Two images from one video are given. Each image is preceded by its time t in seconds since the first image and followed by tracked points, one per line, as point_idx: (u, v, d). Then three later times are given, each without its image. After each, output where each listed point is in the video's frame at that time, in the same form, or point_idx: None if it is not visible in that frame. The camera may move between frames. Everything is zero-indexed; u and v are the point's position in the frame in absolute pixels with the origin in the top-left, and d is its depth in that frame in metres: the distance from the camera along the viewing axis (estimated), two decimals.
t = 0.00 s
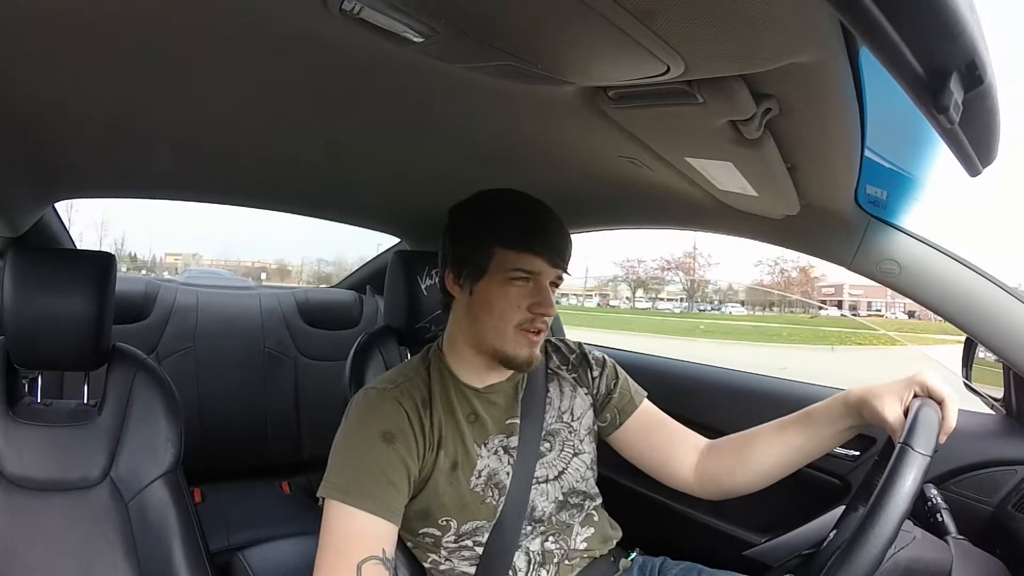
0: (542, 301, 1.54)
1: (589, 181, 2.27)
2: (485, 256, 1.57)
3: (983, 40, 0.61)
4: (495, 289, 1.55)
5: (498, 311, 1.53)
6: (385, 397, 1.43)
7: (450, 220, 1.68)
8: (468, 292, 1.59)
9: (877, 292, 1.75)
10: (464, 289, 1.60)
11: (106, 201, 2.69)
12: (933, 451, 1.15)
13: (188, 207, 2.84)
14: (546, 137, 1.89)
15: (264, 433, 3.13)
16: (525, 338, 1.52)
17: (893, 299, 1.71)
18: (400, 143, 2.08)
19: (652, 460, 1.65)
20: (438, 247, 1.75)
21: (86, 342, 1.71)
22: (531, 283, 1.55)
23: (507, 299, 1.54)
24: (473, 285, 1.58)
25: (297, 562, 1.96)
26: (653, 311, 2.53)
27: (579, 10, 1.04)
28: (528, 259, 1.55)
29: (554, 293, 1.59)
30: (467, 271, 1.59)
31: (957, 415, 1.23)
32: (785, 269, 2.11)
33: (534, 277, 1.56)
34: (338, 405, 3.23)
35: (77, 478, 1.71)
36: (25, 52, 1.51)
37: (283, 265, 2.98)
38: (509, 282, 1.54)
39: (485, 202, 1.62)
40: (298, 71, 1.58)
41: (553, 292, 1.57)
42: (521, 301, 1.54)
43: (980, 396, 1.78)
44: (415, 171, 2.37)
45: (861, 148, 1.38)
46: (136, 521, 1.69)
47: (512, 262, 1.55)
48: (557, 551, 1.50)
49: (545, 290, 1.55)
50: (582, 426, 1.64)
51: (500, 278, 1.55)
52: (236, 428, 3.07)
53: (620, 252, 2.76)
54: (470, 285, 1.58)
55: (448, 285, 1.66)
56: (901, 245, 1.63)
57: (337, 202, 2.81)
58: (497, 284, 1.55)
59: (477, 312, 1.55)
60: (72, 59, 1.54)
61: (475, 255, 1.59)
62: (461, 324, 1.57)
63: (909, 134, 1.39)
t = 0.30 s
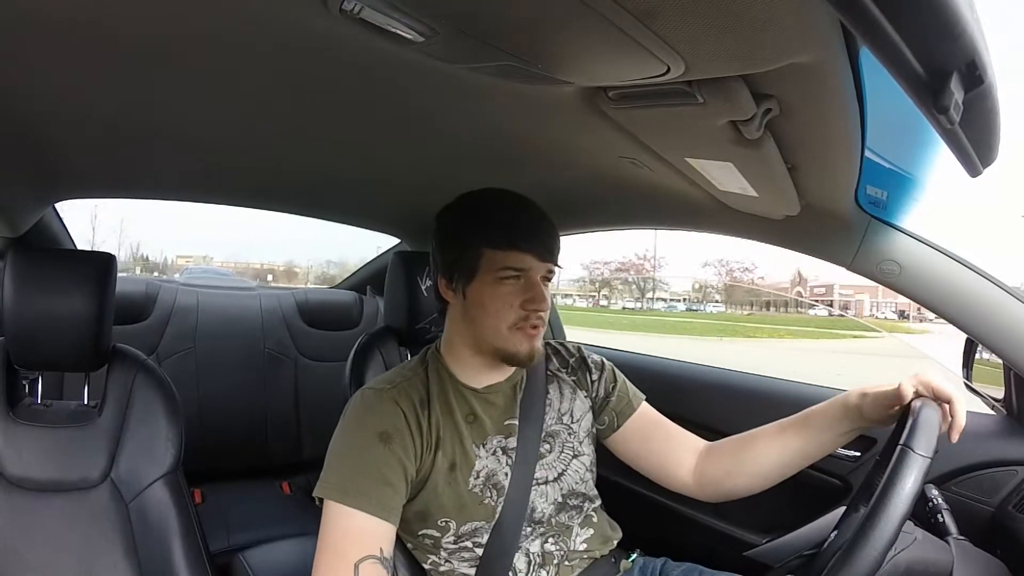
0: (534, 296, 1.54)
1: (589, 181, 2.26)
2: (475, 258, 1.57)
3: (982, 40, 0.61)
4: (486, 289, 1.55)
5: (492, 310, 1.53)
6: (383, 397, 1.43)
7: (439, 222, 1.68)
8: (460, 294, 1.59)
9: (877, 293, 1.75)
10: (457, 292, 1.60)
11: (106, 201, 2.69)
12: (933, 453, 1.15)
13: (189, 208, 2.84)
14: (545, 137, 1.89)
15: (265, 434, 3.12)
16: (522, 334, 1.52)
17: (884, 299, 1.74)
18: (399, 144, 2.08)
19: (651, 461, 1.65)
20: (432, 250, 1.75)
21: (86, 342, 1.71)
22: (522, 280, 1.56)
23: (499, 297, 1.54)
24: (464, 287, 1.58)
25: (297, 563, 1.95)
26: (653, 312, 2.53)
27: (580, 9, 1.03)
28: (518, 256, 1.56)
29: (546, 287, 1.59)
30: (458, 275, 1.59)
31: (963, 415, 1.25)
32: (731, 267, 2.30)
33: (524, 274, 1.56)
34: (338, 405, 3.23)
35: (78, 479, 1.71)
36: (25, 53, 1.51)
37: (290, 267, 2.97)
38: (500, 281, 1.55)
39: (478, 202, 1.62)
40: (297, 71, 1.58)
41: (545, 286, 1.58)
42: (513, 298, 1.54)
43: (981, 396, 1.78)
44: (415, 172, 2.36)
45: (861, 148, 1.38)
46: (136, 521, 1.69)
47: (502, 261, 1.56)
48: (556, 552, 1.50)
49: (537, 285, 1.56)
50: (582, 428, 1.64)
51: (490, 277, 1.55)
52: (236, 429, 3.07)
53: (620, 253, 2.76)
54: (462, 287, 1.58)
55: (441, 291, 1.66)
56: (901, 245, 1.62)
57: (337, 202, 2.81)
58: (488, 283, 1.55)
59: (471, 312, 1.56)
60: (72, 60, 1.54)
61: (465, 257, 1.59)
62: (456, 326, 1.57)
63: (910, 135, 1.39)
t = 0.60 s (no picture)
0: (534, 293, 1.54)
1: (589, 181, 2.26)
2: (475, 256, 1.58)
3: (983, 40, 0.61)
4: (486, 287, 1.55)
5: (492, 308, 1.54)
6: (382, 398, 1.43)
7: (438, 222, 1.67)
8: (460, 293, 1.59)
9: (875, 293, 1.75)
10: (457, 291, 1.60)
11: (106, 201, 2.69)
12: (931, 459, 1.15)
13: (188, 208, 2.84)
14: (545, 137, 1.89)
15: (265, 433, 3.12)
16: (523, 331, 1.52)
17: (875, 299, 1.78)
18: (399, 143, 2.08)
19: (650, 460, 1.65)
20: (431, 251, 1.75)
21: (86, 342, 1.71)
22: (523, 277, 1.56)
23: (500, 295, 1.54)
24: (464, 286, 1.58)
25: (297, 563, 1.95)
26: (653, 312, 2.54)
27: (580, 9, 1.03)
28: (518, 254, 1.56)
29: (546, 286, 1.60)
30: (458, 274, 1.59)
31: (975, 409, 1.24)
32: (681, 267, 2.48)
33: (525, 272, 1.56)
34: (338, 405, 3.23)
35: (77, 478, 1.71)
36: (25, 52, 1.51)
37: (297, 267, 2.98)
38: (500, 279, 1.55)
39: (478, 202, 1.62)
40: (297, 71, 1.58)
41: (545, 284, 1.58)
42: (514, 296, 1.54)
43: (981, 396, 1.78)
44: (415, 172, 2.37)
45: (861, 148, 1.38)
46: (136, 521, 1.69)
47: (503, 259, 1.56)
48: (555, 552, 1.50)
49: (538, 283, 1.56)
50: (581, 428, 1.64)
51: (491, 275, 1.55)
52: (236, 429, 3.07)
53: (620, 253, 2.76)
54: (462, 286, 1.58)
55: (440, 290, 1.66)
56: (901, 246, 1.63)
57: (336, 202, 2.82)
58: (488, 282, 1.55)
59: (471, 311, 1.56)
60: (72, 59, 1.54)
61: (465, 256, 1.59)
62: (457, 325, 1.57)
63: (909, 135, 1.39)
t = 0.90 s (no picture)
0: (540, 295, 1.55)
1: (589, 181, 2.26)
2: (480, 256, 1.57)
3: (982, 40, 0.61)
4: (492, 287, 1.55)
5: (497, 309, 1.54)
6: (382, 397, 1.43)
7: (440, 221, 1.67)
8: (464, 292, 1.58)
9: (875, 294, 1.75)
10: (460, 290, 1.59)
11: (106, 201, 2.69)
12: (932, 458, 1.15)
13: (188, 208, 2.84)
14: (545, 137, 1.89)
15: (265, 434, 3.12)
16: (528, 333, 1.52)
17: (863, 299, 1.81)
18: (399, 143, 2.08)
19: (649, 460, 1.65)
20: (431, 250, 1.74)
21: (86, 342, 1.71)
22: (528, 278, 1.56)
23: (505, 296, 1.54)
24: (468, 285, 1.57)
25: (297, 563, 1.95)
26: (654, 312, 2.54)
27: (579, 9, 1.03)
28: (525, 255, 1.56)
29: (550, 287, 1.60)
30: (462, 273, 1.59)
31: (967, 410, 1.23)
32: (636, 269, 2.63)
33: (530, 273, 1.56)
34: (338, 405, 3.23)
35: (77, 479, 1.71)
36: (25, 53, 1.51)
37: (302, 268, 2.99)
38: (506, 280, 1.55)
39: (481, 202, 1.62)
40: (297, 71, 1.58)
41: (549, 286, 1.58)
42: (519, 297, 1.54)
43: (981, 396, 1.78)
44: (415, 172, 2.36)
45: (861, 148, 1.38)
46: (136, 521, 1.69)
47: (509, 259, 1.56)
48: (555, 552, 1.50)
49: (543, 284, 1.56)
50: (581, 429, 1.64)
51: (496, 276, 1.55)
52: (236, 428, 3.06)
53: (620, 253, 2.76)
54: (466, 285, 1.58)
55: (442, 288, 1.65)
56: (902, 246, 1.63)
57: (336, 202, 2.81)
58: (494, 282, 1.55)
59: (475, 311, 1.56)
60: (72, 60, 1.54)
61: (469, 255, 1.58)
62: (460, 325, 1.57)
63: (910, 134, 1.39)
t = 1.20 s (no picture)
0: (542, 297, 1.54)
1: (589, 181, 2.26)
2: (483, 257, 1.57)
3: (982, 40, 0.61)
4: (495, 288, 1.55)
5: (499, 311, 1.54)
6: (383, 394, 1.43)
7: (443, 221, 1.67)
8: (467, 293, 1.58)
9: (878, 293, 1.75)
10: (462, 290, 1.59)
11: (106, 201, 2.69)
12: (932, 454, 1.15)
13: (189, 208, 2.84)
14: (545, 137, 1.89)
15: (264, 434, 3.12)
16: (528, 336, 1.52)
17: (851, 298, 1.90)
18: (399, 143, 2.08)
19: (649, 460, 1.65)
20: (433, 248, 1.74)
21: (86, 342, 1.71)
22: (531, 281, 1.56)
23: (507, 298, 1.54)
24: (471, 286, 1.57)
25: (298, 563, 1.95)
26: (654, 312, 2.54)
27: (579, 9, 1.03)
28: (527, 257, 1.56)
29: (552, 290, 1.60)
30: (464, 273, 1.59)
31: (964, 413, 1.23)
32: (596, 268, 2.71)
33: (533, 276, 1.56)
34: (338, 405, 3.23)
35: (77, 478, 1.71)
36: (24, 53, 1.51)
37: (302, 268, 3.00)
38: (509, 281, 1.55)
39: (483, 203, 1.62)
40: (296, 71, 1.58)
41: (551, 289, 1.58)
42: (521, 300, 1.54)
43: (981, 396, 1.78)
44: (415, 172, 2.36)
45: (861, 148, 1.38)
46: (136, 521, 1.69)
47: (512, 261, 1.56)
48: (555, 553, 1.50)
49: (545, 287, 1.56)
50: (582, 429, 1.64)
51: (499, 277, 1.55)
52: (235, 428, 3.06)
53: (621, 253, 2.76)
54: (468, 286, 1.58)
55: (445, 287, 1.65)
56: (902, 246, 1.63)
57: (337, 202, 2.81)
58: (497, 283, 1.55)
59: (477, 312, 1.56)
60: (72, 60, 1.54)
61: (472, 255, 1.58)
62: (462, 325, 1.57)
63: (910, 134, 1.39)
